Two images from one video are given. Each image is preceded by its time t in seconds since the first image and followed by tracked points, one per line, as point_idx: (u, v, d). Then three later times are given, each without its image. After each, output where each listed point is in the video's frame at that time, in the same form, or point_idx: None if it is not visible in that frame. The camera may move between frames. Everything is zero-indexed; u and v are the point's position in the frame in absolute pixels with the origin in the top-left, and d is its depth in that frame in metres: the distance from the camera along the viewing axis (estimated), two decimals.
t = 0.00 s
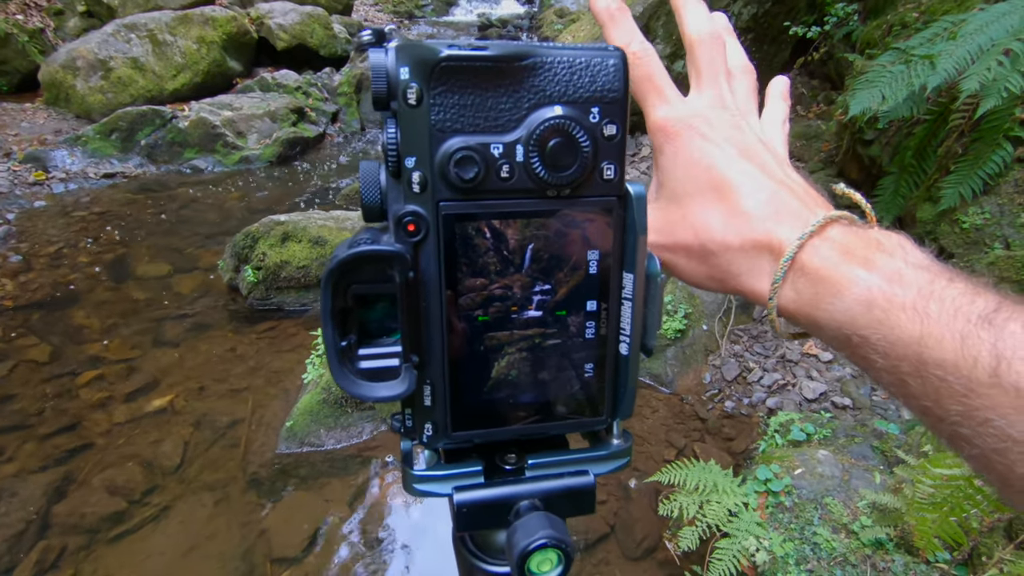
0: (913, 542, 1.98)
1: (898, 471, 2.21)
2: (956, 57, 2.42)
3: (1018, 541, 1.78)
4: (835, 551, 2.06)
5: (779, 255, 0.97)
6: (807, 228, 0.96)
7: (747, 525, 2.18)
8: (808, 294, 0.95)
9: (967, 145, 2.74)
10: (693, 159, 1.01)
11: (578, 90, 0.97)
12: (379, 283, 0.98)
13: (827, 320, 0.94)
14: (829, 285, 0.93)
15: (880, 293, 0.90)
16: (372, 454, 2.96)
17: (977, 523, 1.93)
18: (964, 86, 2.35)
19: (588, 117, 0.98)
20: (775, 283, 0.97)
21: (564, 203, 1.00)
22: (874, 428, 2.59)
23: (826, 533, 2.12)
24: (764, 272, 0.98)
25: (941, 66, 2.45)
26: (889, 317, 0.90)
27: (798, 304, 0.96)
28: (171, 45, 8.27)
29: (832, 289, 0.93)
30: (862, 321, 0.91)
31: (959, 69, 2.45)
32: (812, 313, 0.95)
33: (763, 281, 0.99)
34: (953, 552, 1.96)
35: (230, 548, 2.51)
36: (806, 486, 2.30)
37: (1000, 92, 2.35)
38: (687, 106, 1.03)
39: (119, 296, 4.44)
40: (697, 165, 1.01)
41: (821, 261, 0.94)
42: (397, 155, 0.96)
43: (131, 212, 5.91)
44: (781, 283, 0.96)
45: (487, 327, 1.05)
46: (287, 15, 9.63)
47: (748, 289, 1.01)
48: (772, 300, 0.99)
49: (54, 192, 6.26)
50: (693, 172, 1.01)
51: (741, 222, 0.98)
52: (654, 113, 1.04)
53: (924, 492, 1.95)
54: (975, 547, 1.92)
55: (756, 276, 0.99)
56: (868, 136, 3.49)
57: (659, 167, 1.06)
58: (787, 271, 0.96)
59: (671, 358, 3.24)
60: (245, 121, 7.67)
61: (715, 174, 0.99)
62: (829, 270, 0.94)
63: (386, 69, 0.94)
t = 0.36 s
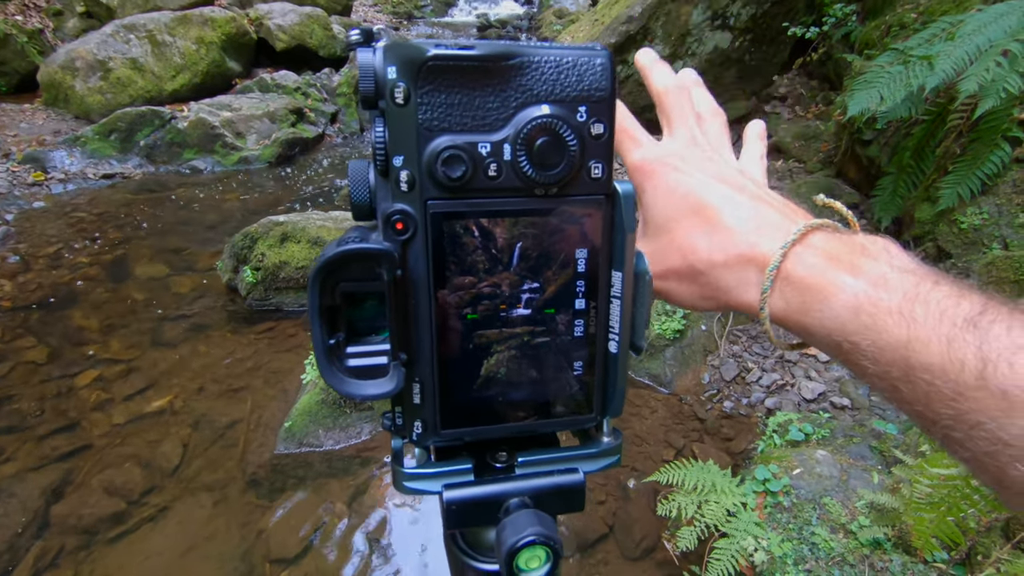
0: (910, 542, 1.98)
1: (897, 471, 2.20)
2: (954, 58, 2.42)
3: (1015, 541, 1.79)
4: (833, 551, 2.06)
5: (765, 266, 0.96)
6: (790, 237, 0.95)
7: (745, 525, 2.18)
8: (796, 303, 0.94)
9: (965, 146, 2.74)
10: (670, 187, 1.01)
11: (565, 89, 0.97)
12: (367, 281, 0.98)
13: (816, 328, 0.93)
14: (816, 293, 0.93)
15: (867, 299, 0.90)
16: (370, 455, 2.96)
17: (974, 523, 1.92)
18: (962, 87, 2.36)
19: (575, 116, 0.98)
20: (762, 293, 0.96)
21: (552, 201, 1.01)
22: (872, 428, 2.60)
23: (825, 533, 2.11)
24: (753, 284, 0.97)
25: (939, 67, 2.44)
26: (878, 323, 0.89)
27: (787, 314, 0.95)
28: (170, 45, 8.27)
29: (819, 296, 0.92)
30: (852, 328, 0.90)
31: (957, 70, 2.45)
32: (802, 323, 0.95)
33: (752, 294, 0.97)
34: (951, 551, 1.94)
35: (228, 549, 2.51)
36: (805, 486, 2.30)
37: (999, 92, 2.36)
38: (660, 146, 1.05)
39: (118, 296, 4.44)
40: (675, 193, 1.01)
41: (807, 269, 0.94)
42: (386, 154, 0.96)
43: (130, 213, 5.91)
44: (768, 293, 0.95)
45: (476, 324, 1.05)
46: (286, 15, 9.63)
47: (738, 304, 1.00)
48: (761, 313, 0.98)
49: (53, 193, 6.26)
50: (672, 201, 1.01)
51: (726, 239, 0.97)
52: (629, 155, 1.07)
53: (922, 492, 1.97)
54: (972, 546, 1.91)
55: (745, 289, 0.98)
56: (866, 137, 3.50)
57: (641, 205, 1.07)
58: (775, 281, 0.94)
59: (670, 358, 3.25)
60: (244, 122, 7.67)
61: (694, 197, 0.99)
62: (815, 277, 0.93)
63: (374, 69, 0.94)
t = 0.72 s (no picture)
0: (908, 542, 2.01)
1: (894, 472, 2.23)
2: (953, 59, 2.45)
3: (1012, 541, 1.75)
4: (831, 551, 2.09)
5: (818, 193, 0.86)
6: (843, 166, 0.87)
7: (743, 525, 2.21)
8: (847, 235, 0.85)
9: (964, 147, 2.77)
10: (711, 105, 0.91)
11: (553, 98, 1.01)
12: (362, 284, 1.02)
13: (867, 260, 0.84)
14: (871, 222, 0.84)
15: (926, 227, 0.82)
16: (370, 456, 3.00)
17: (971, 524, 1.89)
18: (961, 90, 2.40)
19: (563, 123, 1.01)
20: (815, 219, 0.86)
21: (540, 206, 1.04)
22: (870, 428, 2.64)
23: (823, 534, 2.14)
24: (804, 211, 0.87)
25: (937, 69, 2.47)
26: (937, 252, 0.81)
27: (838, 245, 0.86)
28: (171, 47, 8.31)
29: (874, 224, 0.84)
30: (908, 259, 0.82)
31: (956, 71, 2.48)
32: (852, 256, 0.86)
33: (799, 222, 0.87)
34: (947, 552, 1.95)
35: (228, 549, 2.54)
36: (803, 486, 2.33)
37: (997, 94, 2.39)
38: (700, 58, 0.93)
39: (119, 297, 4.47)
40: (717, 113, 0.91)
41: (862, 196, 0.85)
42: (380, 160, 1.00)
43: (130, 214, 5.94)
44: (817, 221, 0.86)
45: (468, 326, 1.08)
46: (286, 17, 9.66)
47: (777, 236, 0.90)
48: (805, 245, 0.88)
49: (54, 194, 6.29)
50: (715, 123, 0.91)
51: (776, 163, 0.88)
52: (663, 66, 0.95)
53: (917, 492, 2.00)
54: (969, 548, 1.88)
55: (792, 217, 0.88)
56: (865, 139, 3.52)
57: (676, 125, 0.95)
58: (828, 208, 0.85)
59: (669, 359, 3.26)
60: (244, 123, 7.71)
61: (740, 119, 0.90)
62: (870, 206, 0.85)
63: (368, 78, 0.98)
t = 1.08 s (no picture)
0: (905, 540, 2.03)
1: (893, 471, 2.24)
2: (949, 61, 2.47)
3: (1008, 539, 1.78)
4: (830, 550, 2.11)
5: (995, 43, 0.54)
6: None
7: (742, 524, 2.24)
8: None
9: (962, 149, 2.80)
10: None
11: (548, 98, 1.03)
12: (363, 279, 1.05)
13: None
14: None
15: None
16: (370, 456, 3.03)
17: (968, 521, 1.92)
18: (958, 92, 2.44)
19: (558, 123, 1.04)
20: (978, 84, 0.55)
21: (536, 203, 1.07)
22: (869, 428, 2.68)
23: (821, 532, 2.16)
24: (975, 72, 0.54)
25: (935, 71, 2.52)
26: None
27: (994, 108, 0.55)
28: (170, 48, 8.33)
29: None
30: None
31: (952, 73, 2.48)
32: None
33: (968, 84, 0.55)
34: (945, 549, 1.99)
35: (228, 549, 2.57)
36: (801, 485, 2.36)
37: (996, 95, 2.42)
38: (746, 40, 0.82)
39: (119, 298, 4.50)
40: None
41: None
42: (381, 159, 1.03)
43: (130, 216, 5.97)
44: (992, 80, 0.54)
45: (467, 320, 1.11)
46: (286, 18, 9.69)
47: (871, 108, 0.63)
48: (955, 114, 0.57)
49: (54, 195, 6.32)
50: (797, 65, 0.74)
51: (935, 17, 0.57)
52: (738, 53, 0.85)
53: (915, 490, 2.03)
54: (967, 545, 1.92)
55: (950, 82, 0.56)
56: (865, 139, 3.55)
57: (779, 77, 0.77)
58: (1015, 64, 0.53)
59: (669, 359, 3.29)
60: (244, 124, 7.75)
61: None
62: None
63: (369, 80, 1.01)
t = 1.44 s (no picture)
0: (909, 543, 2.02)
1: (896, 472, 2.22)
2: (953, 61, 2.48)
3: (1013, 542, 1.77)
4: (833, 552, 2.10)
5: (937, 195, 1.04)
6: (994, 135, 1.02)
7: (745, 526, 2.22)
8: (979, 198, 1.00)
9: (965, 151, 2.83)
10: (885, 53, 1.00)
11: (559, 97, 1.04)
12: (375, 277, 1.05)
13: (986, 219, 1.00)
14: (1010, 180, 1.00)
15: None
16: (372, 456, 3.03)
17: (972, 524, 1.91)
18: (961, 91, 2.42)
19: (569, 121, 1.05)
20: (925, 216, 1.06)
21: (547, 201, 1.07)
22: (871, 430, 2.66)
23: (824, 535, 2.16)
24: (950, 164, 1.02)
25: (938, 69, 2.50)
26: None
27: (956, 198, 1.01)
28: (174, 50, 8.35)
29: (979, 225, 1.00)
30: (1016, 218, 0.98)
31: (955, 74, 2.51)
32: (980, 212, 1.00)
33: (942, 176, 1.03)
34: (949, 552, 1.96)
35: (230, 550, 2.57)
36: (805, 487, 2.35)
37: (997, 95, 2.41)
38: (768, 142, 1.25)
39: (121, 299, 4.51)
40: (884, 62, 1.01)
41: (1009, 156, 1.00)
42: (392, 157, 1.03)
43: (133, 216, 5.99)
44: (961, 174, 1.01)
45: (476, 318, 1.11)
46: (288, 20, 9.72)
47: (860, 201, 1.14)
48: (934, 199, 1.04)
49: (57, 196, 6.34)
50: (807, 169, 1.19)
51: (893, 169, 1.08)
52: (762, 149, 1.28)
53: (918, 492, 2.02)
54: (971, 548, 1.90)
55: (926, 171, 1.04)
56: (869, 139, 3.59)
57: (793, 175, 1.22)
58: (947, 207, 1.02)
59: (671, 360, 3.28)
60: (246, 125, 7.77)
61: (899, 70, 1.01)
62: (1015, 164, 1.00)
63: (381, 78, 1.01)
